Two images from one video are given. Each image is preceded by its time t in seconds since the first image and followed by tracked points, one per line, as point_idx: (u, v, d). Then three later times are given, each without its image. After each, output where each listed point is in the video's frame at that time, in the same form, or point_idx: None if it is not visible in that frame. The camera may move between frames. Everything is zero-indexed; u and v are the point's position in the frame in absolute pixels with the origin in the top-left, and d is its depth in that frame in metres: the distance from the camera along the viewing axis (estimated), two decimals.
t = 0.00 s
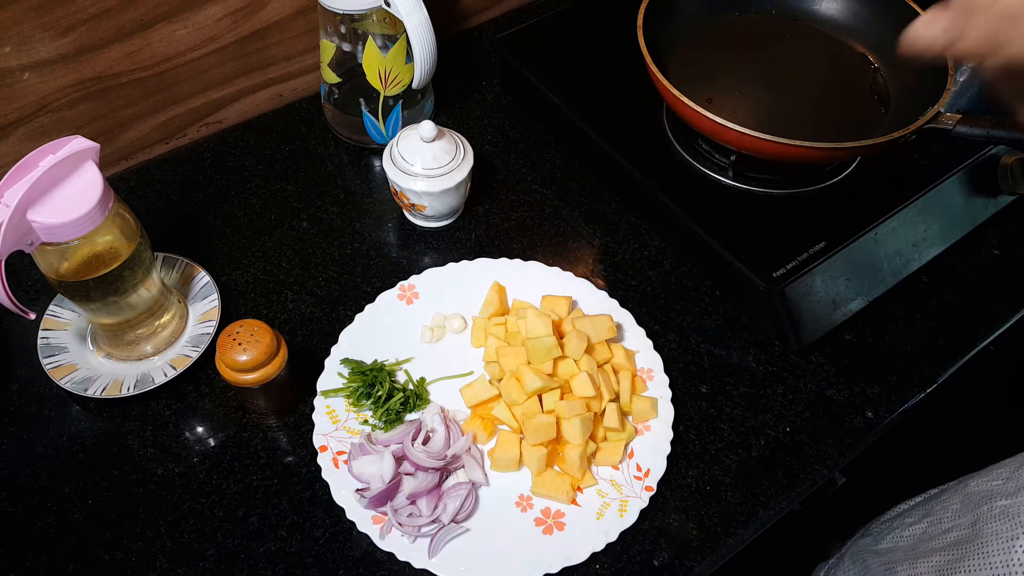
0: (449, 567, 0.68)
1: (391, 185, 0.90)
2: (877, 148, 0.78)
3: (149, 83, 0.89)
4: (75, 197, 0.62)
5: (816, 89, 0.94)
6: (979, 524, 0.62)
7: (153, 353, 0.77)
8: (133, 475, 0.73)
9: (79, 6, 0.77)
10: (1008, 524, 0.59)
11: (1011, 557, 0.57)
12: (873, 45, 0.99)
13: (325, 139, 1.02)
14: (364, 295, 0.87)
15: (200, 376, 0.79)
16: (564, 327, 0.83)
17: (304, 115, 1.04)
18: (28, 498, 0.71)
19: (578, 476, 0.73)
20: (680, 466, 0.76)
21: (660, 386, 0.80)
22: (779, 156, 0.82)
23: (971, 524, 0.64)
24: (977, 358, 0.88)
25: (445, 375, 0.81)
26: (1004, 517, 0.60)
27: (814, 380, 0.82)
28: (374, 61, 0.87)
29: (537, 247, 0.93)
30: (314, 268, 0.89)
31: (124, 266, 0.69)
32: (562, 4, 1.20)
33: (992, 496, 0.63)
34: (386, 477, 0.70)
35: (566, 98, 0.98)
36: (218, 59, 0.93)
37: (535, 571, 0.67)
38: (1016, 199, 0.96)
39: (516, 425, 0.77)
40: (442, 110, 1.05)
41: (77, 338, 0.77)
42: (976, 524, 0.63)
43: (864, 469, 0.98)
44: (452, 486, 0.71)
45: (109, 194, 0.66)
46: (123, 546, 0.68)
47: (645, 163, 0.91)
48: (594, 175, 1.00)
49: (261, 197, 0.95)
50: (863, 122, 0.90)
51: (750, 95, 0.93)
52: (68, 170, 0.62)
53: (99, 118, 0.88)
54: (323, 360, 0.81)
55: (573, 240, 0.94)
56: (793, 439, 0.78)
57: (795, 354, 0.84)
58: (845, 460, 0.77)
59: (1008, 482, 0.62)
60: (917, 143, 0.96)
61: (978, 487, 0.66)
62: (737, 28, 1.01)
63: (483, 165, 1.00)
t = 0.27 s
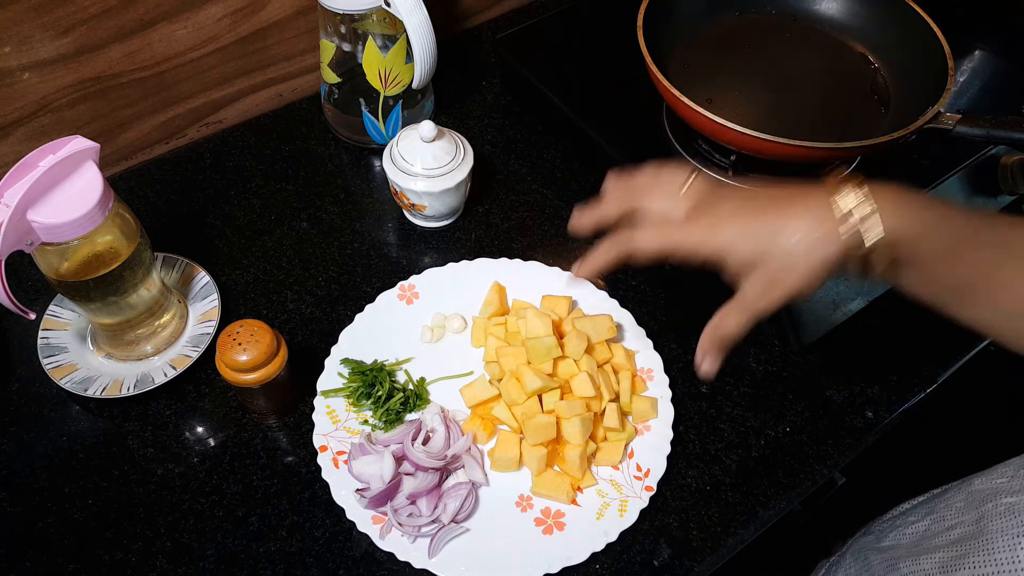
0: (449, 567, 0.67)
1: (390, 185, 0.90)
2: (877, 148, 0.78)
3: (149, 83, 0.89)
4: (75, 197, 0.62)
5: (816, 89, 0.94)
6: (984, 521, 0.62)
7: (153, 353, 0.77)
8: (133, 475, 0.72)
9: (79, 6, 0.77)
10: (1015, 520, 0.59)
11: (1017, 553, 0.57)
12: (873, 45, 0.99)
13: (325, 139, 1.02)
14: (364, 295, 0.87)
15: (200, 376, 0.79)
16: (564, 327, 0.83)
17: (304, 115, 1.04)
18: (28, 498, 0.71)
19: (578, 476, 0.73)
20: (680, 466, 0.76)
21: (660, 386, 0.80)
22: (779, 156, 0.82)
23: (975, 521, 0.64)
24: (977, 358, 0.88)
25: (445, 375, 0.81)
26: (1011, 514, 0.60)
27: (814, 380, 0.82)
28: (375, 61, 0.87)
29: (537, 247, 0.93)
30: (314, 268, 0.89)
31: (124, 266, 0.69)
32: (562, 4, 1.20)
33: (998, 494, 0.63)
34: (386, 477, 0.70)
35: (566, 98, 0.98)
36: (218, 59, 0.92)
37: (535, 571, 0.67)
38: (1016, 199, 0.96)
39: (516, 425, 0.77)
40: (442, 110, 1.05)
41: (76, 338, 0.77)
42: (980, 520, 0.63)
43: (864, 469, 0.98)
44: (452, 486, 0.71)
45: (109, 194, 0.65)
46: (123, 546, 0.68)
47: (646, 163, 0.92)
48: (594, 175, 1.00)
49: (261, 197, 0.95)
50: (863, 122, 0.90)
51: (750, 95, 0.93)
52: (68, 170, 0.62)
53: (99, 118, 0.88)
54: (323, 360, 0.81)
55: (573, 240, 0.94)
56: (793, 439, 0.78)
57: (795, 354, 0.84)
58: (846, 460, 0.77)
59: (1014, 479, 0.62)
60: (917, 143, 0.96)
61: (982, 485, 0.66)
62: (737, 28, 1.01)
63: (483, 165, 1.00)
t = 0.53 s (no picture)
0: (449, 567, 0.68)
1: (390, 185, 0.90)
2: (877, 148, 0.78)
3: (149, 83, 0.89)
4: (75, 197, 0.62)
5: (816, 89, 0.94)
6: (982, 524, 0.62)
7: (153, 353, 0.77)
8: (133, 475, 0.73)
9: (79, 6, 0.77)
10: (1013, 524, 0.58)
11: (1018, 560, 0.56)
12: (874, 45, 0.99)
13: (326, 139, 1.02)
14: (364, 295, 0.87)
15: (200, 376, 0.79)
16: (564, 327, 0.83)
17: (304, 115, 1.04)
18: (28, 497, 0.71)
19: (578, 476, 0.73)
20: (680, 466, 0.76)
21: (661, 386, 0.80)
22: (779, 156, 0.82)
23: (973, 525, 0.63)
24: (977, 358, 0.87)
25: (445, 375, 0.81)
26: (1008, 517, 0.59)
27: (814, 380, 0.82)
28: (375, 61, 0.87)
29: (537, 247, 0.93)
30: (314, 268, 0.89)
31: (124, 267, 0.69)
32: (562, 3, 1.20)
33: (994, 495, 0.62)
34: (386, 477, 0.70)
35: (566, 98, 0.98)
36: (218, 59, 0.92)
37: (535, 571, 0.67)
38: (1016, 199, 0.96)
39: (516, 425, 0.77)
40: (442, 110, 1.05)
41: (76, 338, 0.77)
42: (978, 523, 0.62)
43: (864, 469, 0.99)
44: (452, 486, 0.71)
45: (109, 194, 0.65)
46: (123, 546, 0.69)
47: (646, 163, 0.91)
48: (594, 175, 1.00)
49: (261, 197, 0.95)
50: (863, 122, 0.90)
51: (750, 95, 0.93)
52: (69, 170, 0.62)
53: (98, 118, 0.88)
54: (323, 360, 0.81)
55: (573, 240, 0.94)
56: (793, 439, 0.78)
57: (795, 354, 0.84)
58: (845, 460, 0.77)
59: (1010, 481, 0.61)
60: (917, 143, 0.96)
61: (979, 485, 0.65)
62: (737, 27, 1.01)
63: (483, 165, 1.00)
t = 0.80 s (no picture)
0: (448, 567, 0.68)
1: (390, 185, 0.90)
2: (877, 148, 0.78)
3: (149, 83, 0.89)
4: (76, 197, 0.62)
5: (816, 89, 0.94)
6: (974, 530, 0.62)
7: (153, 353, 0.77)
8: (133, 475, 0.73)
9: (79, 6, 0.77)
10: (1005, 531, 0.59)
11: (1011, 567, 0.57)
12: (874, 45, 0.99)
13: (326, 139, 1.02)
14: (364, 295, 0.87)
15: (200, 376, 0.79)
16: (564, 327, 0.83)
17: (304, 115, 1.04)
18: (28, 497, 0.71)
19: (578, 476, 0.73)
20: (680, 466, 0.76)
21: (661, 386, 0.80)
22: (779, 156, 0.82)
23: (964, 531, 0.64)
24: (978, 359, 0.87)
25: (445, 376, 0.81)
26: (1000, 524, 0.60)
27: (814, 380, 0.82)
28: (375, 62, 0.87)
29: (536, 247, 0.93)
30: (313, 268, 0.89)
31: (124, 267, 0.69)
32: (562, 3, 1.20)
33: (986, 501, 0.63)
34: (386, 477, 0.70)
35: (566, 98, 0.98)
36: (218, 59, 0.93)
37: (535, 571, 0.67)
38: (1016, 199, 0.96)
39: (517, 425, 0.77)
40: (442, 110, 1.05)
41: (77, 338, 0.77)
42: (969, 529, 0.63)
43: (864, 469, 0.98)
44: (452, 486, 0.71)
45: (109, 194, 0.65)
46: (123, 546, 0.69)
47: (645, 163, 0.92)
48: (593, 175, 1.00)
49: (261, 197, 0.95)
50: (863, 122, 0.90)
51: (750, 95, 0.93)
52: (69, 170, 0.62)
53: (98, 118, 0.88)
54: (323, 360, 0.81)
55: (573, 240, 0.94)
56: (793, 439, 0.78)
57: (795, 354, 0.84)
58: (845, 459, 0.77)
59: (1000, 486, 0.62)
60: (917, 144, 0.96)
61: (969, 491, 0.66)
62: (737, 27, 1.01)
63: (483, 165, 1.00)
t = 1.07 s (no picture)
0: (448, 567, 0.68)
1: (390, 185, 0.90)
2: (877, 148, 0.78)
3: (149, 83, 0.89)
4: (76, 197, 0.62)
5: (815, 89, 0.94)
6: (965, 531, 0.62)
7: (153, 353, 0.77)
8: (133, 475, 0.73)
9: (79, 6, 0.77)
10: (994, 532, 0.59)
11: (1000, 569, 0.57)
12: (874, 45, 0.99)
13: (325, 139, 1.02)
14: (364, 295, 0.87)
15: (200, 376, 0.79)
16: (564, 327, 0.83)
17: (304, 116, 1.04)
18: (28, 497, 0.71)
19: (578, 476, 0.73)
20: (680, 466, 0.76)
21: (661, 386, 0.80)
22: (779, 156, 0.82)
23: (956, 532, 0.64)
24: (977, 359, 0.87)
25: (445, 375, 0.81)
26: (990, 525, 0.60)
27: (814, 380, 0.82)
28: (374, 62, 0.87)
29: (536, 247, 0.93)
30: (313, 268, 0.89)
31: (123, 267, 0.69)
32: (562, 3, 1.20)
33: (976, 502, 0.63)
34: (386, 477, 0.70)
35: (566, 98, 0.98)
36: (218, 59, 0.93)
37: (535, 571, 0.67)
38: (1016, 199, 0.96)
39: (517, 424, 0.77)
40: (442, 110, 1.05)
41: (77, 338, 0.77)
42: (961, 530, 0.63)
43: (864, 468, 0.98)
44: (452, 486, 0.71)
45: (109, 194, 0.65)
46: (123, 546, 0.69)
47: (646, 163, 0.91)
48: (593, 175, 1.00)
49: (261, 197, 0.95)
50: (863, 122, 0.90)
51: (750, 95, 0.93)
52: (69, 170, 0.62)
53: (98, 118, 0.88)
54: (323, 360, 0.81)
55: (573, 240, 0.94)
56: (793, 439, 0.78)
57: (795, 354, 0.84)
58: (845, 459, 0.77)
59: (990, 486, 0.62)
60: (917, 144, 0.96)
61: (960, 490, 0.66)
62: (737, 27, 1.01)
63: (483, 165, 1.00)
